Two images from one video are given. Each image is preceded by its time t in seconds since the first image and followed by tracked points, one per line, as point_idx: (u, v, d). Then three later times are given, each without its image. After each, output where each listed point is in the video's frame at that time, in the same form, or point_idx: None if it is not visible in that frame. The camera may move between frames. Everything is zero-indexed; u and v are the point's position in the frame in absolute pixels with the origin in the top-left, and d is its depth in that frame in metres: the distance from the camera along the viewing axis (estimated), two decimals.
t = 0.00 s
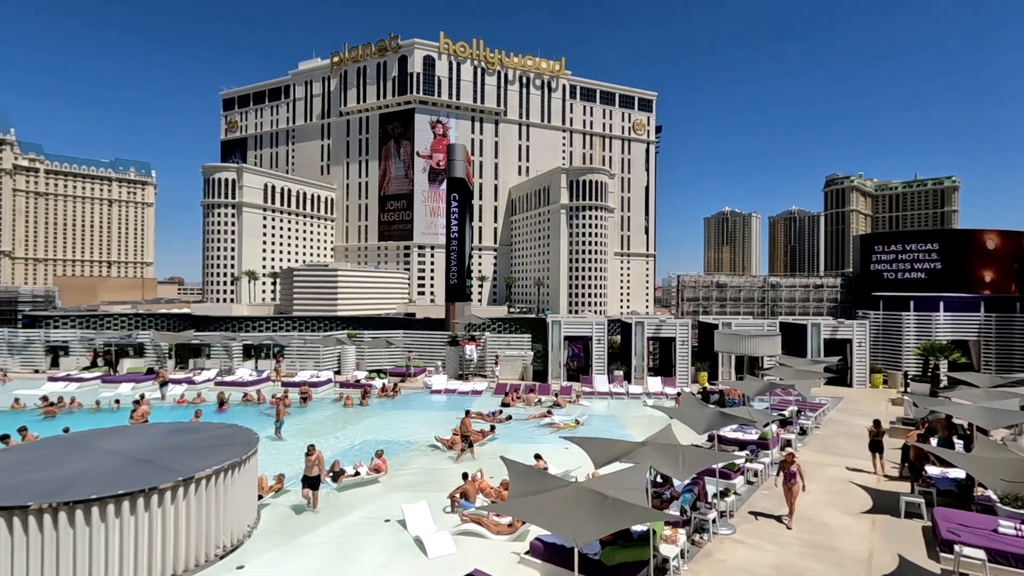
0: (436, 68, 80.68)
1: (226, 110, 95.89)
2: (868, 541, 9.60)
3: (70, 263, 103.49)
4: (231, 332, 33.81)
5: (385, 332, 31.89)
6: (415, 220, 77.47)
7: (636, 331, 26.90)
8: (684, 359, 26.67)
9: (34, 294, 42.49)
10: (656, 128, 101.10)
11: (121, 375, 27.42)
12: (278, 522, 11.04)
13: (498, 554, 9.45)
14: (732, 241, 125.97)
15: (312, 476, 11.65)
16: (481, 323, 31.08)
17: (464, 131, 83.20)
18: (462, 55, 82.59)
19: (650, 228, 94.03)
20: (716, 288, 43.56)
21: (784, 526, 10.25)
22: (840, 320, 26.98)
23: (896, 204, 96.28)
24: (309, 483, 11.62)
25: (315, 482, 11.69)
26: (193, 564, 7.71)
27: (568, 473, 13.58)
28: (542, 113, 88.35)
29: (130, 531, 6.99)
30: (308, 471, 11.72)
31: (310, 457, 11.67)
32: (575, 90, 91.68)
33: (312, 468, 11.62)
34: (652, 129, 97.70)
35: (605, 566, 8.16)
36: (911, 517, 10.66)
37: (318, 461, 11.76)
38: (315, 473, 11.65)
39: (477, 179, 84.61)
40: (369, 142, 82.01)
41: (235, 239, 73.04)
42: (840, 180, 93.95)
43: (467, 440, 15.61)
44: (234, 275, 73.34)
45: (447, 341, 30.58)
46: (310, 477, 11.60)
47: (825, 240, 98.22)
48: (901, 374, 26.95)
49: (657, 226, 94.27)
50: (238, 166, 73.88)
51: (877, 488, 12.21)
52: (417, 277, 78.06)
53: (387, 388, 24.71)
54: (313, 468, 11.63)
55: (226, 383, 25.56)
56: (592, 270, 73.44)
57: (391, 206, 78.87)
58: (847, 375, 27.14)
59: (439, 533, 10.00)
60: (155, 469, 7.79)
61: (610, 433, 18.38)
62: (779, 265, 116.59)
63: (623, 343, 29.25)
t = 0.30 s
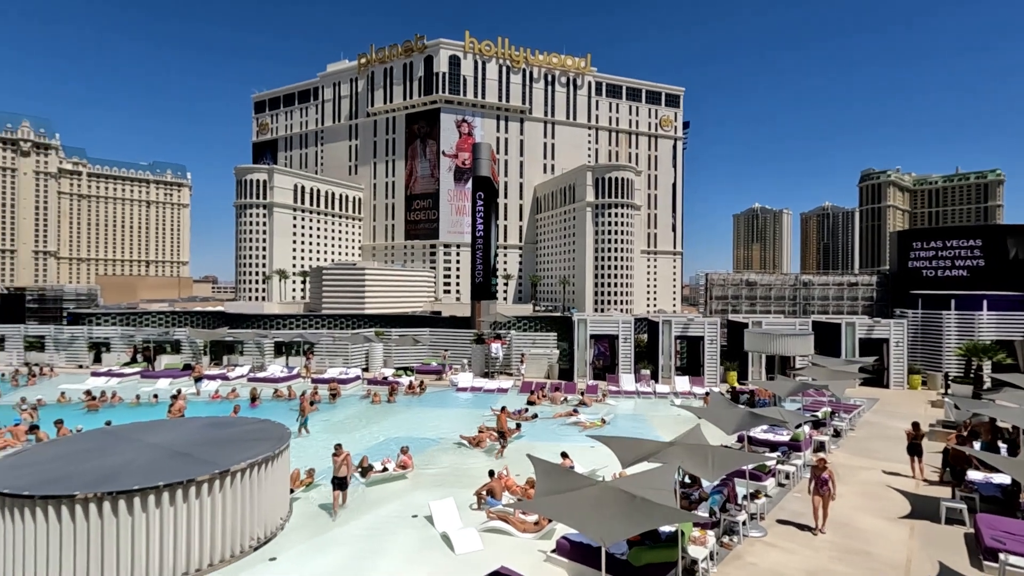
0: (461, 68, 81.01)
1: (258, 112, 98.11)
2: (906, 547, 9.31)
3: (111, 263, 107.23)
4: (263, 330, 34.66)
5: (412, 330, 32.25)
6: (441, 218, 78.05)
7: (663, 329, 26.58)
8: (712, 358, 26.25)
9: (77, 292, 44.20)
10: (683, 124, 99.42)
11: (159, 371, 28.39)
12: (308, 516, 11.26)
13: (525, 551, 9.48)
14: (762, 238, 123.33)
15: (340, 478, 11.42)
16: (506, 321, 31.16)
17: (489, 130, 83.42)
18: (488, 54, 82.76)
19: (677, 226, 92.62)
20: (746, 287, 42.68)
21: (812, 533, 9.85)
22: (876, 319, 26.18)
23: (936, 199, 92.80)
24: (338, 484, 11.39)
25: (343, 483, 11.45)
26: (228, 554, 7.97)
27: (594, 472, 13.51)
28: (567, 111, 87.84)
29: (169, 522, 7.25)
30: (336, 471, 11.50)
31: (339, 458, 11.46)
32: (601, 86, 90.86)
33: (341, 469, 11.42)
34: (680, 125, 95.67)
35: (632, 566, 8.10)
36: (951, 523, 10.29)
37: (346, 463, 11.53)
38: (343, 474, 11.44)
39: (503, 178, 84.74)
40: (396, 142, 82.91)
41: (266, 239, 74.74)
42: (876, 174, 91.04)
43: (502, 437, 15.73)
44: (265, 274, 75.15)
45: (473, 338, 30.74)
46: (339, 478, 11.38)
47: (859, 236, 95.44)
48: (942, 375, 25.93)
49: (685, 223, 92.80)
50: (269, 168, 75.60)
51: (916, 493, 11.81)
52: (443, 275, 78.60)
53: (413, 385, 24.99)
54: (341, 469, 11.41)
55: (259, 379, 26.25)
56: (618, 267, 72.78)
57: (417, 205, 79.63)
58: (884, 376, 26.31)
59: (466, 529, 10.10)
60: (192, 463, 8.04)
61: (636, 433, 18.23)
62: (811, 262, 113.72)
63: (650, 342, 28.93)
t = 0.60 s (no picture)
0: (486, 66, 81.23)
1: (287, 114, 100.28)
2: (946, 554, 9.00)
3: (149, 262, 111.01)
4: (293, 328, 35.42)
5: (438, 328, 32.53)
6: (467, 217, 78.46)
7: (691, 328, 26.18)
8: (742, 358, 25.77)
9: (117, 291, 45.96)
10: (712, 120, 97.64)
11: (194, 367, 29.24)
12: (338, 511, 11.50)
13: (551, 550, 9.49)
14: (793, 235, 120.43)
15: (365, 477, 11.40)
16: (532, 319, 31.15)
17: (514, 128, 83.50)
18: (513, 52, 82.84)
19: (705, 223, 91.11)
20: (776, 285, 41.74)
21: (840, 545, 9.34)
22: (914, 318, 25.29)
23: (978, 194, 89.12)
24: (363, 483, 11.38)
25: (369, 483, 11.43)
26: (261, 546, 8.19)
27: (621, 471, 13.43)
28: (592, 108, 87.28)
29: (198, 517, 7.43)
30: (361, 471, 11.49)
31: (363, 458, 11.49)
32: (627, 83, 89.94)
33: (366, 468, 11.39)
34: (708, 121, 94.06)
35: (660, 567, 8.04)
36: (994, 531, 9.92)
37: (372, 461, 11.53)
38: (367, 474, 11.42)
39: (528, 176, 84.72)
40: (422, 142, 83.73)
41: (296, 238, 76.28)
42: (913, 169, 87.90)
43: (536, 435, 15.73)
44: (295, 273, 76.83)
45: (499, 337, 30.83)
46: (364, 477, 11.37)
47: (896, 233, 92.33)
48: (986, 377, 24.88)
49: (713, 220, 91.23)
50: (298, 169, 77.27)
51: (958, 499, 11.40)
52: (468, 274, 79.00)
53: (439, 382, 25.21)
54: (365, 468, 11.41)
55: (289, 376, 26.83)
56: (644, 265, 72.01)
57: (443, 205, 80.23)
58: (923, 378, 25.42)
59: (492, 527, 10.15)
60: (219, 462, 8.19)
61: (663, 432, 18.06)
62: (844, 260, 110.61)
63: (677, 341, 28.56)
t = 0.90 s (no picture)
0: (511, 66, 81.25)
1: (316, 117, 102.20)
2: (989, 564, 8.65)
3: (184, 262, 114.49)
4: (322, 326, 36.10)
5: (464, 328, 32.72)
6: (492, 217, 78.74)
7: (720, 328, 25.74)
8: (772, 359, 25.23)
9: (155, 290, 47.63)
10: (740, 116, 95.71)
11: (227, 364, 30.03)
12: (367, 506, 11.79)
13: (577, 550, 9.47)
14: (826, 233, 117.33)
15: (391, 477, 11.14)
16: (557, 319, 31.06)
17: (539, 127, 83.39)
18: (537, 51, 82.72)
19: (733, 221, 89.42)
20: (808, 284, 40.71)
21: (877, 562, 8.71)
22: (954, 319, 24.40)
23: None
24: (390, 484, 11.13)
25: (396, 483, 11.17)
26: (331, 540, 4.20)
27: (647, 472, 13.30)
28: (618, 106, 86.52)
29: (259, 515, 3.74)
30: (387, 472, 11.22)
31: (388, 458, 11.22)
32: (653, 79, 88.87)
33: (392, 469, 11.13)
34: (736, 117, 92.29)
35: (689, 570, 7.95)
36: None
37: (397, 461, 11.25)
38: (394, 473, 11.14)
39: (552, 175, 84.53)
40: (447, 142, 84.39)
41: (324, 239, 77.62)
42: (953, 163, 84.66)
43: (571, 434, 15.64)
44: (323, 273, 78.30)
45: (524, 336, 30.85)
46: (390, 477, 11.11)
47: (935, 230, 89.09)
48: None
49: (742, 218, 89.47)
50: (326, 170, 78.67)
51: (1002, 506, 10.97)
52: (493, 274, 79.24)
53: (465, 381, 25.35)
54: (392, 468, 11.14)
55: (318, 373, 27.36)
56: (671, 264, 71.08)
57: (468, 204, 80.67)
58: (965, 380, 24.49)
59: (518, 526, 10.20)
60: (282, 440, 4.66)
61: (692, 433, 17.80)
62: (880, 258, 107.31)
63: (705, 341, 28.12)
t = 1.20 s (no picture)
0: (535, 66, 81.20)
1: (343, 120, 103.92)
2: None
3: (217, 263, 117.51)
4: (349, 326, 36.67)
5: (488, 328, 32.84)
6: (516, 217, 78.81)
7: (748, 329, 25.27)
8: (802, 361, 24.66)
9: (187, 291, 48.91)
10: (770, 112, 93.67)
11: (258, 363, 30.75)
12: (394, 503, 12.00)
13: (603, 551, 9.43)
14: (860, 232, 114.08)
15: (418, 483, 10.92)
16: (581, 319, 30.94)
17: (563, 127, 83.17)
18: (561, 50, 82.50)
19: (762, 220, 87.59)
20: (840, 284, 39.62)
21: None
22: (996, 320, 23.46)
23: None
24: (418, 490, 10.88)
25: (422, 490, 10.95)
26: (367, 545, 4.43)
27: (674, 475, 13.15)
28: (643, 104, 85.62)
29: (292, 509, 3.82)
30: (415, 477, 11.01)
31: (416, 465, 10.92)
32: (679, 77, 87.70)
33: (419, 475, 10.88)
34: (765, 113, 90.35)
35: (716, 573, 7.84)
36: None
37: (424, 469, 10.98)
38: (421, 480, 10.91)
39: (577, 175, 84.18)
40: (472, 143, 84.71)
41: (351, 239, 78.76)
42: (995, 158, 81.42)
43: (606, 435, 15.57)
44: (350, 273, 79.43)
45: (548, 336, 30.82)
46: (417, 483, 10.88)
47: (976, 228, 85.76)
48: None
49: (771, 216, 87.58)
50: (353, 172, 79.82)
51: None
52: (518, 274, 79.29)
53: (489, 381, 25.43)
54: (419, 475, 10.89)
55: (345, 372, 27.82)
56: (698, 264, 70.02)
57: (492, 205, 80.88)
58: (1008, 384, 23.54)
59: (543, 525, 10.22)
60: (313, 438, 4.74)
61: (720, 435, 17.53)
62: (917, 257, 103.92)
63: (733, 342, 27.63)
